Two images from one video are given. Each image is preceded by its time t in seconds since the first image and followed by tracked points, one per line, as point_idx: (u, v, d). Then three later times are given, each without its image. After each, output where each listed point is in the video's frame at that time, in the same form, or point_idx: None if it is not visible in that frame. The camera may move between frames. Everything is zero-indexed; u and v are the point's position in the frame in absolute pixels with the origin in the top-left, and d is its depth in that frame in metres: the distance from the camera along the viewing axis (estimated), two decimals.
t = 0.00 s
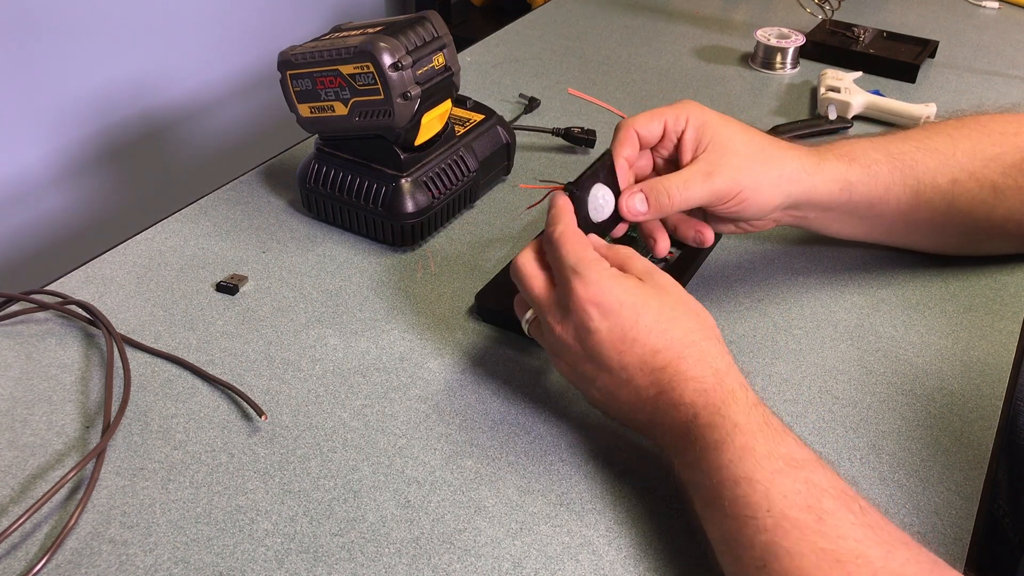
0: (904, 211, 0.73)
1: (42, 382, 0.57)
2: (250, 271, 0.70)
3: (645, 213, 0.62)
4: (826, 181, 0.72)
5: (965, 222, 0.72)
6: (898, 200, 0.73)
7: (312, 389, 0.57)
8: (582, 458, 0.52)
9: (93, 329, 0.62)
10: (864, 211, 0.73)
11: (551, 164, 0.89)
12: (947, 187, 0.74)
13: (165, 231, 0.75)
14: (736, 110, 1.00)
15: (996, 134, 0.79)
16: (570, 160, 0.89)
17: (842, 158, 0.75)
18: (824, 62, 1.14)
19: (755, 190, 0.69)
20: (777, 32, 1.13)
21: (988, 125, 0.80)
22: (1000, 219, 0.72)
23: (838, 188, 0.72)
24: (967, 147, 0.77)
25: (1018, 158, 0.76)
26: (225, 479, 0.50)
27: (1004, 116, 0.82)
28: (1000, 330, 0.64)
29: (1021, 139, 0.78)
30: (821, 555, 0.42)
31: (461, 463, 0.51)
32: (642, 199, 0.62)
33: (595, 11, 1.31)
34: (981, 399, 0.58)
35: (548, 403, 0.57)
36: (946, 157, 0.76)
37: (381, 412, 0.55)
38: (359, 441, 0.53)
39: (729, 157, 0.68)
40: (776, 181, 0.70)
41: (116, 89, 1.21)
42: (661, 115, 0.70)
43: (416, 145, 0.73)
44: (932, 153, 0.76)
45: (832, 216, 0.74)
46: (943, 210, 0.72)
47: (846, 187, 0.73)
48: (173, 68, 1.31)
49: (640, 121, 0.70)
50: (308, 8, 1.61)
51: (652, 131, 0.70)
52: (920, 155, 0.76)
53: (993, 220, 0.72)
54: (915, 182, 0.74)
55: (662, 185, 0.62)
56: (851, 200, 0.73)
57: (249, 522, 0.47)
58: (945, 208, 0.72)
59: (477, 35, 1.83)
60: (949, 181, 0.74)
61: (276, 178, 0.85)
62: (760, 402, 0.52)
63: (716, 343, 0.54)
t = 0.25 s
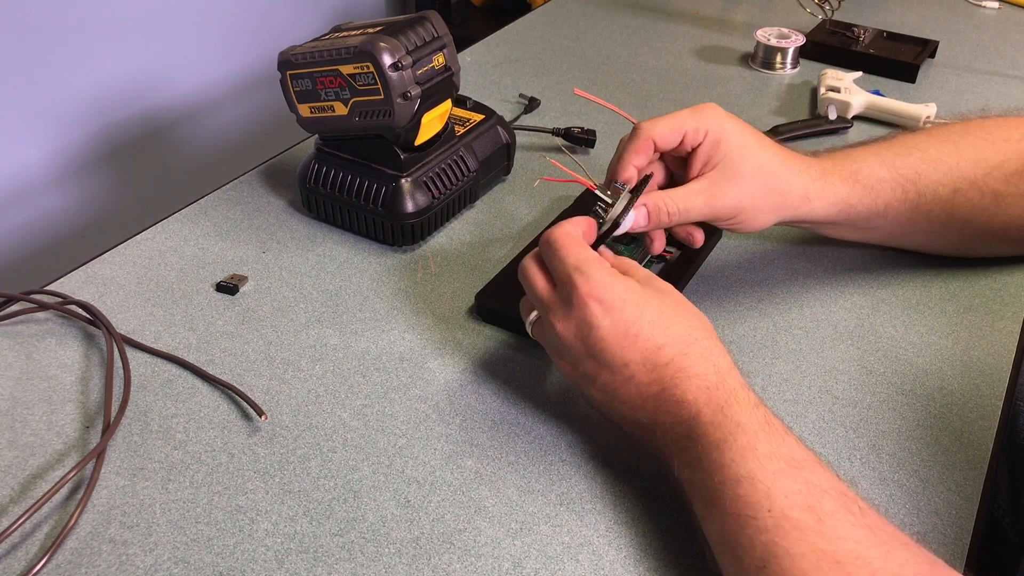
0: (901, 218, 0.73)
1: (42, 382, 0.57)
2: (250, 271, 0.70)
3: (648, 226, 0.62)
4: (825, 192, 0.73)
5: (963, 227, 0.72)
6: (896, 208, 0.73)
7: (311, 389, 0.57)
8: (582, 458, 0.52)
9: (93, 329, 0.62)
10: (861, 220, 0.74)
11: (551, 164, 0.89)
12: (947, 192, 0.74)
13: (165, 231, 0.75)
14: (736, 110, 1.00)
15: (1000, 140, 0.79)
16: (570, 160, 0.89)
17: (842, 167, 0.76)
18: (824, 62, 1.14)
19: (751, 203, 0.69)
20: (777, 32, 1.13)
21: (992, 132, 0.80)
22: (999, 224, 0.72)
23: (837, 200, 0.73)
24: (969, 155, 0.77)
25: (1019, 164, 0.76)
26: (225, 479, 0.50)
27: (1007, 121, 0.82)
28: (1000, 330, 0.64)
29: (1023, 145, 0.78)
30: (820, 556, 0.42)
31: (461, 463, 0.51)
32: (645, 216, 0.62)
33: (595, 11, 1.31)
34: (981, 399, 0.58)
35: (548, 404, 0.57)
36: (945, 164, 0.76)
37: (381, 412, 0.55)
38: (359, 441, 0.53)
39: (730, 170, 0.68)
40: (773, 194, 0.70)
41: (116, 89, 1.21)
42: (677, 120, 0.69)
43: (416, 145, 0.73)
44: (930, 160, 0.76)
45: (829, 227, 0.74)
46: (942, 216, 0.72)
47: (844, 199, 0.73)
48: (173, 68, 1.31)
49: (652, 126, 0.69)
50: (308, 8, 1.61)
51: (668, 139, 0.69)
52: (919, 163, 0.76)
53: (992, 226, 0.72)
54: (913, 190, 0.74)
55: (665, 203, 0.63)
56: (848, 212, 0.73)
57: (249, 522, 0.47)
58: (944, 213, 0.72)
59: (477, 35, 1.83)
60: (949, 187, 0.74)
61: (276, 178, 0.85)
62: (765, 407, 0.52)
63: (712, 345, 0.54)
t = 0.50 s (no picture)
0: (902, 221, 0.73)
1: (42, 382, 0.57)
2: (250, 271, 0.70)
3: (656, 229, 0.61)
4: (826, 195, 0.73)
5: (966, 230, 0.72)
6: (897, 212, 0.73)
7: (311, 389, 0.57)
8: (581, 458, 0.52)
9: (93, 329, 0.62)
10: (861, 222, 0.74)
11: (551, 164, 0.89)
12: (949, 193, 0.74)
13: (165, 231, 0.75)
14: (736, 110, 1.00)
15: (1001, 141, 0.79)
16: (570, 160, 0.89)
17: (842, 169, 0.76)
18: (824, 62, 1.14)
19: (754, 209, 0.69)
20: (777, 32, 1.13)
21: (993, 132, 0.80)
22: (1001, 227, 0.72)
23: (838, 204, 0.73)
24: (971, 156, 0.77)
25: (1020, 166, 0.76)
26: (224, 479, 0.50)
27: (1007, 122, 0.82)
28: (1000, 330, 0.64)
29: None
30: (819, 558, 0.42)
31: (461, 463, 0.51)
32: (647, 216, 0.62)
33: (595, 11, 1.31)
34: (981, 399, 0.58)
35: (548, 404, 0.57)
36: (945, 167, 0.76)
37: (381, 412, 0.55)
38: (359, 441, 0.53)
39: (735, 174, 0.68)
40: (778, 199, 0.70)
41: (116, 89, 1.21)
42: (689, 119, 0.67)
43: (416, 145, 0.73)
44: (931, 163, 0.76)
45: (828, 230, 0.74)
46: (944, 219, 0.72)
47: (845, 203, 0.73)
48: (173, 68, 1.31)
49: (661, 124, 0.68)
50: (308, 8, 1.61)
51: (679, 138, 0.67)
52: (919, 165, 0.76)
53: (993, 228, 0.72)
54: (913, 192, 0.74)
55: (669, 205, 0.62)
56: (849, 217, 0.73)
57: (249, 522, 0.47)
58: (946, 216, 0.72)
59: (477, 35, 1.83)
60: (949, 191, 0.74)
61: (276, 178, 0.85)
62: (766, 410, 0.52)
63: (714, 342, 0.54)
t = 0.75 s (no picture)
0: (906, 208, 0.73)
1: (42, 382, 0.57)
2: (250, 271, 0.70)
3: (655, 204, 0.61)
4: (831, 168, 0.72)
5: (966, 223, 0.72)
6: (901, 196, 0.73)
7: (311, 389, 0.57)
8: (581, 458, 0.52)
9: (93, 329, 0.62)
10: (870, 199, 0.73)
11: (551, 164, 0.89)
12: (951, 182, 0.74)
13: (165, 231, 0.75)
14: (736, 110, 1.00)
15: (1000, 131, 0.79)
16: (570, 160, 0.89)
17: (847, 148, 0.75)
18: (824, 62, 1.14)
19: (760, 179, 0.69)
20: (777, 32, 1.13)
21: (991, 123, 0.80)
22: (1002, 219, 0.72)
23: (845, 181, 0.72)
24: (972, 145, 0.77)
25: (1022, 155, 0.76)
26: (224, 479, 0.50)
27: (1009, 113, 0.82)
28: (1000, 330, 0.64)
29: None
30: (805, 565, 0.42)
31: (461, 463, 0.51)
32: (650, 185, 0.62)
33: (596, 11, 1.31)
34: (981, 399, 0.58)
35: (548, 404, 0.56)
36: (949, 154, 0.75)
37: (381, 412, 0.55)
38: (359, 441, 0.53)
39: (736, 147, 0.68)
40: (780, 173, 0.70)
41: (116, 89, 1.21)
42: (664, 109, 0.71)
43: (416, 145, 0.73)
44: (934, 151, 0.76)
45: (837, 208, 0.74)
46: (946, 211, 0.72)
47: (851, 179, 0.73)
48: (174, 68, 1.31)
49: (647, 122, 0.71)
50: (308, 8, 1.61)
51: (656, 129, 0.71)
52: (920, 148, 0.76)
53: (995, 220, 0.72)
54: (917, 178, 0.74)
55: (670, 172, 0.63)
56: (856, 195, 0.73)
57: (249, 522, 0.47)
58: (948, 208, 0.72)
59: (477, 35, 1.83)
60: (951, 180, 0.74)
61: (276, 178, 0.85)
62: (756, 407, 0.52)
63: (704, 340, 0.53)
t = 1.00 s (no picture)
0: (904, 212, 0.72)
1: (42, 382, 0.57)
2: (250, 271, 0.70)
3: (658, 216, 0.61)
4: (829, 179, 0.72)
5: (965, 224, 0.72)
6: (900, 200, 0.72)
7: (311, 389, 0.57)
8: (582, 458, 0.52)
9: (93, 329, 0.62)
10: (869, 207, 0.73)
11: (551, 164, 0.89)
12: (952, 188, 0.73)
13: (165, 231, 0.75)
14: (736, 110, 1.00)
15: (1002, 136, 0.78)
16: (570, 160, 0.89)
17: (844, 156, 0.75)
18: (824, 62, 1.14)
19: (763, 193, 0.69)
20: (777, 32, 1.13)
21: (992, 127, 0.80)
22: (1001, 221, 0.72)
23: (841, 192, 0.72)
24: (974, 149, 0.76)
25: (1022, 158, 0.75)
26: (224, 479, 0.50)
27: (1009, 116, 0.82)
28: (1000, 330, 0.64)
29: None
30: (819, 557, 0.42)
31: (461, 463, 0.51)
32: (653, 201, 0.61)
33: (596, 11, 1.31)
34: (981, 399, 0.58)
35: (548, 404, 0.56)
36: (947, 156, 0.75)
37: (381, 412, 0.55)
38: (359, 441, 0.53)
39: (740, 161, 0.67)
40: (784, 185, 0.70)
41: (116, 89, 1.21)
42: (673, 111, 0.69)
43: (416, 145, 0.73)
44: (932, 151, 0.76)
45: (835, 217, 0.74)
46: (945, 212, 0.72)
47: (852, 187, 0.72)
48: (174, 68, 1.31)
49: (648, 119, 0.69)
50: (308, 8, 1.60)
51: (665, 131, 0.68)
52: (921, 155, 0.75)
53: (995, 221, 0.72)
54: (914, 180, 0.73)
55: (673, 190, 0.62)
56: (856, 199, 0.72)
57: (249, 522, 0.47)
58: (946, 209, 0.72)
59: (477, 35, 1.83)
60: (950, 181, 0.73)
61: (276, 178, 0.85)
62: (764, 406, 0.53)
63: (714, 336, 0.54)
